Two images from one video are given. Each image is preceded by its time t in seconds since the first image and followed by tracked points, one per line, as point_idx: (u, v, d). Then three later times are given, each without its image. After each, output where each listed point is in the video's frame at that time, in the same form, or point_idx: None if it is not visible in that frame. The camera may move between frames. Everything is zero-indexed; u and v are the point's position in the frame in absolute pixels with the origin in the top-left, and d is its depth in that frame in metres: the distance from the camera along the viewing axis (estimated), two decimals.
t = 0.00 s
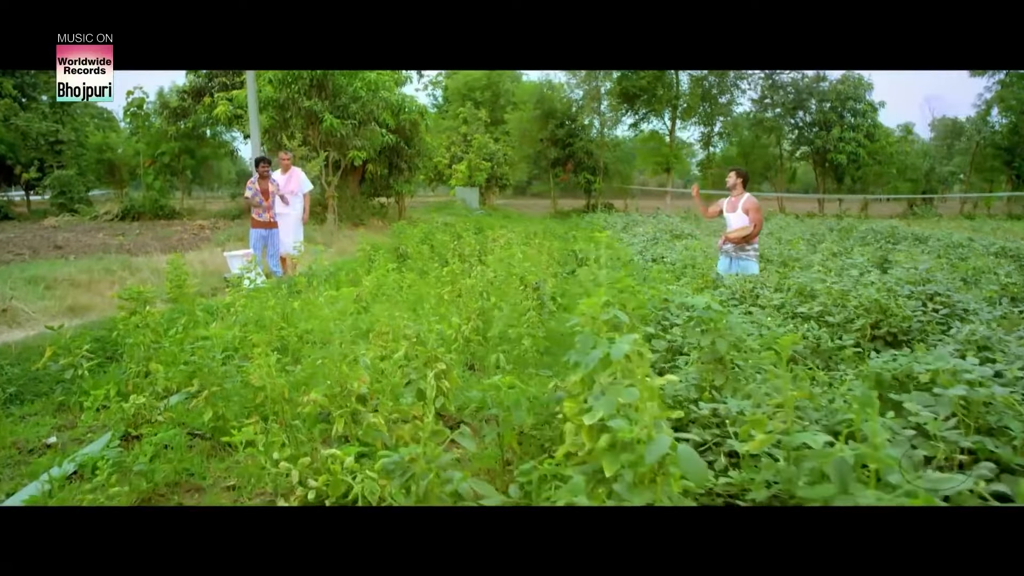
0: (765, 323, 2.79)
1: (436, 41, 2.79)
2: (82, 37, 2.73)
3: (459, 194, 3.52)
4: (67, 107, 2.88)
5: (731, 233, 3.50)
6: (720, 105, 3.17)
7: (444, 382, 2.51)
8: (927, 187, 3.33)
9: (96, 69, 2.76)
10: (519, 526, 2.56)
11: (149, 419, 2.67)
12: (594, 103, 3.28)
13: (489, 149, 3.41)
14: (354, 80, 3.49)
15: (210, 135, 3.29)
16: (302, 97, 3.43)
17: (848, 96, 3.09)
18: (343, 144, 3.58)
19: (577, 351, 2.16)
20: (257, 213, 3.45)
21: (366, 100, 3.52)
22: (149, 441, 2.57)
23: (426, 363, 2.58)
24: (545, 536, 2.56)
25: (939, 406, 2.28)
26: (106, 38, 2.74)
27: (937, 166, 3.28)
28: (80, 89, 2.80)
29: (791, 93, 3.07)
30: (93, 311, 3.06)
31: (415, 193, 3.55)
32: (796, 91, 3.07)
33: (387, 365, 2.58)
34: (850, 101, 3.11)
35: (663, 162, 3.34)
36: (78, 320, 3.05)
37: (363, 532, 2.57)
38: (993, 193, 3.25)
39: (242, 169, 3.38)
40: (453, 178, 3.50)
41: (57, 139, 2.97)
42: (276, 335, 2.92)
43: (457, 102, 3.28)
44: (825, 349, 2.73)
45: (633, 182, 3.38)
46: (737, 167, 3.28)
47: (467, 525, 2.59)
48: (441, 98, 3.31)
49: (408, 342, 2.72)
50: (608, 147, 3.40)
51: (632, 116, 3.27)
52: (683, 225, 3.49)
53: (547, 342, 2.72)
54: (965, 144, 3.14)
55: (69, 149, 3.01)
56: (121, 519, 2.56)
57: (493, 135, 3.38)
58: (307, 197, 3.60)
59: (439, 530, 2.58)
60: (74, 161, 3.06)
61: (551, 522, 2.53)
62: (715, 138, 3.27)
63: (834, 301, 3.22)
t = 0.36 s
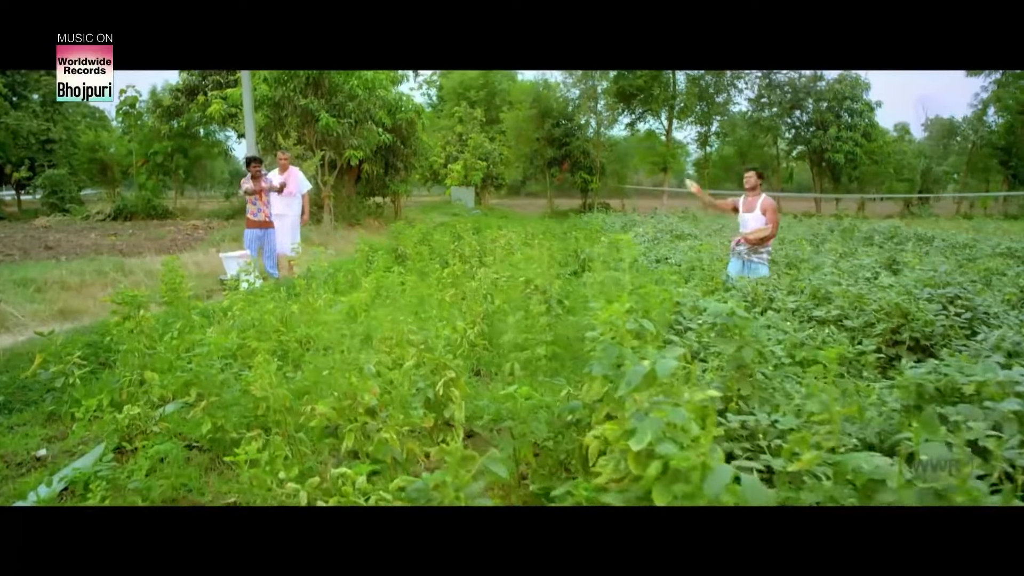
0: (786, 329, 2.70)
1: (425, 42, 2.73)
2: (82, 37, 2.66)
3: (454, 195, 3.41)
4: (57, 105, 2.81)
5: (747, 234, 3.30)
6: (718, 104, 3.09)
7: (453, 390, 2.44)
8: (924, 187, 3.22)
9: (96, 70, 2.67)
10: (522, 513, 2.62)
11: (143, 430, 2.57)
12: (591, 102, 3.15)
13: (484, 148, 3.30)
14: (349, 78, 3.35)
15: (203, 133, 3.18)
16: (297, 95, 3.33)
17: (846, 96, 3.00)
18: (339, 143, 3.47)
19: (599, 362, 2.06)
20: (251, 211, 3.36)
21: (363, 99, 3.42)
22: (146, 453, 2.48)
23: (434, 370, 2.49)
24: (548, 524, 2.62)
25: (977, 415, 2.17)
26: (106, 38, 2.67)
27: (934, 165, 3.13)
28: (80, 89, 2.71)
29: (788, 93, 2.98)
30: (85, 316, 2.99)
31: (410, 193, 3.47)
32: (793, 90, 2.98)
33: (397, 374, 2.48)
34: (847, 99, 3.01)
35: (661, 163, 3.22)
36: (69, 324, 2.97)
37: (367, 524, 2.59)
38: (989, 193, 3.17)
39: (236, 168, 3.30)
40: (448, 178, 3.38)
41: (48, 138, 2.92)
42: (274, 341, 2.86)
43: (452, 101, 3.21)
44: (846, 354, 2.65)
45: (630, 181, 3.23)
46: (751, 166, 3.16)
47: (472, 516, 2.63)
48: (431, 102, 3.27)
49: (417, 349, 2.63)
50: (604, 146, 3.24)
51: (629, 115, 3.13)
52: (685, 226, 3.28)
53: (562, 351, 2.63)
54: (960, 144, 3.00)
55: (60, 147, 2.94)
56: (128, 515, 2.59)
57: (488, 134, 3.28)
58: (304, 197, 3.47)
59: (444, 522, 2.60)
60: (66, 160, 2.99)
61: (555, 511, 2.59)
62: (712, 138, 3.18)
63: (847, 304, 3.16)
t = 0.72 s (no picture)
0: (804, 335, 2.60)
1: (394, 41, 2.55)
2: (83, 36, 2.50)
3: (446, 194, 3.28)
4: (43, 103, 2.67)
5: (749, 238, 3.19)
6: (711, 104, 2.97)
7: (461, 400, 2.39)
8: (916, 187, 3.13)
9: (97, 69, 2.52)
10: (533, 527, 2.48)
11: (134, 443, 2.45)
12: (583, 102, 3.02)
13: (475, 148, 3.17)
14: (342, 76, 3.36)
15: (192, 132, 3.07)
16: (289, 94, 3.28)
17: (837, 96, 2.90)
18: (332, 142, 3.48)
19: (624, 375, 1.96)
20: (250, 212, 3.28)
21: (355, 98, 3.40)
22: (138, 469, 2.39)
23: (441, 379, 2.47)
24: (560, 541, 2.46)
25: None
26: (107, 38, 2.52)
27: (927, 165, 3.05)
28: (81, 89, 2.57)
29: (780, 93, 2.87)
30: (72, 320, 2.95)
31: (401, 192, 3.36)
32: (785, 89, 2.88)
33: (403, 388, 2.32)
34: (840, 99, 2.91)
35: (653, 162, 3.10)
36: (55, 329, 2.90)
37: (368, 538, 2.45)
38: (980, 193, 3.05)
39: (225, 168, 3.17)
40: (439, 177, 3.26)
41: (34, 137, 2.79)
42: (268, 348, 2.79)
43: (443, 100, 3.09)
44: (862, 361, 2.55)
45: (623, 182, 3.14)
46: (751, 165, 3.05)
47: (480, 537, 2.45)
48: (417, 100, 3.23)
49: (423, 357, 2.55)
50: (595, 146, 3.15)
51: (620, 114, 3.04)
52: (681, 226, 3.20)
53: (572, 358, 2.53)
54: (951, 144, 2.93)
55: (46, 147, 2.80)
56: (119, 535, 2.43)
57: (479, 134, 3.15)
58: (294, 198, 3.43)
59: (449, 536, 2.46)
60: (53, 159, 2.84)
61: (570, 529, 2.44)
62: (704, 138, 3.07)
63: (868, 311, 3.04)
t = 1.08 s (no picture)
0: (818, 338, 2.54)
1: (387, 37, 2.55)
2: (82, 36, 2.49)
3: (437, 194, 3.22)
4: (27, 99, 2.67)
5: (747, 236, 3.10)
6: (703, 104, 2.86)
7: (468, 408, 2.36)
8: (908, 186, 2.99)
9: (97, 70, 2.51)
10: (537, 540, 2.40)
11: (127, 454, 2.40)
12: (575, 100, 2.94)
13: (467, 147, 3.07)
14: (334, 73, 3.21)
15: (180, 131, 2.96)
16: (279, 91, 3.17)
17: (829, 95, 2.77)
18: (324, 141, 3.32)
19: (653, 386, 1.90)
20: (242, 213, 3.16)
21: (347, 96, 3.25)
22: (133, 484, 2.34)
23: (448, 387, 2.39)
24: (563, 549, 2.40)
25: None
26: (106, 38, 2.51)
27: (918, 165, 2.90)
28: (80, 89, 2.55)
29: (771, 93, 2.79)
30: (59, 324, 2.80)
31: (393, 191, 3.26)
32: (777, 88, 2.80)
33: (412, 395, 2.25)
34: (832, 99, 2.79)
35: (646, 161, 3.02)
36: (42, 334, 2.76)
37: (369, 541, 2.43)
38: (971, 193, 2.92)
39: (213, 167, 3.03)
40: (430, 176, 3.18)
41: (19, 135, 2.76)
42: (265, 354, 2.70)
43: (433, 99, 2.98)
44: (879, 364, 2.47)
45: (616, 181, 3.05)
46: (750, 163, 2.95)
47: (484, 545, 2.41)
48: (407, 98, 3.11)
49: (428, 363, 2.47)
50: (587, 146, 3.06)
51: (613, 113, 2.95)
52: (675, 225, 3.15)
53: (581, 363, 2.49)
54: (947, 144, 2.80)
55: (30, 145, 2.76)
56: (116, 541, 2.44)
57: (470, 133, 3.05)
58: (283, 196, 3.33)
59: (452, 542, 2.42)
60: (38, 158, 2.79)
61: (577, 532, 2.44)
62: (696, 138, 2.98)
63: (881, 316, 2.88)
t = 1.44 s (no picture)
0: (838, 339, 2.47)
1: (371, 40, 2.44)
2: (83, 37, 2.39)
3: (426, 194, 3.08)
4: (7, 98, 2.55)
5: (754, 236, 2.95)
6: (694, 104, 2.81)
7: (482, 420, 2.29)
8: (897, 186, 2.83)
9: (97, 70, 2.41)
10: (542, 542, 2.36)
11: (120, 469, 2.31)
12: (566, 100, 2.82)
13: (457, 147, 2.97)
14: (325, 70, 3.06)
15: (166, 130, 2.82)
16: (270, 89, 3.01)
17: (820, 94, 2.67)
18: (315, 140, 3.18)
19: (690, 402, 1.82)
20: (231, 213, 3.08)
21: (339, 94, 3.10)
22: (127, 500, 2.26)
23: (461, 396, 2.32)
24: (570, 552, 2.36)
25: None
26: (107, 38, 2.41)
27: (908, 163, 2.77)
28: (80, 89, 2.47)
29: (762, 92, 2.72)
30: (45, 329, 2.70)
31: (383, 190, 3.13)
32: (768, 88, 2.74)
33: (426, 407, 2.15)
34: (822, 100, 2.68)
35: (637, 161, 2.94)
36: (27, 340, 2.66)
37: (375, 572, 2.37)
38: (960, 193, 2.81)
39: (198, 168, 2.93)
40: (420, 176, 3.06)
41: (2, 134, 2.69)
42: (265, 361, 2.62)
43: (422, 98, 2.94)
44: (901, 369, 2.41)
45: (606, 181, 2.96)
46: (758, 162, 2.87)
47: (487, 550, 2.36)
48: (403, 95, 3.00)
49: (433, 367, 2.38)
50: (578, 146, 2.94)
51: (604, 113, 2.85)
52: (669, 225, 3.00)
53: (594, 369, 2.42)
54: (935, 144, 2.69)
55: (13, 143, 2.69)
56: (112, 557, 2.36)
57: (460, 133, 2.95)
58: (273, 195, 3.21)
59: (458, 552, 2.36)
60: (20, 157, 2.70)
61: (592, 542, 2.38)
62: (687, 137, 2.92)
63: (899, 318, 2.75)
